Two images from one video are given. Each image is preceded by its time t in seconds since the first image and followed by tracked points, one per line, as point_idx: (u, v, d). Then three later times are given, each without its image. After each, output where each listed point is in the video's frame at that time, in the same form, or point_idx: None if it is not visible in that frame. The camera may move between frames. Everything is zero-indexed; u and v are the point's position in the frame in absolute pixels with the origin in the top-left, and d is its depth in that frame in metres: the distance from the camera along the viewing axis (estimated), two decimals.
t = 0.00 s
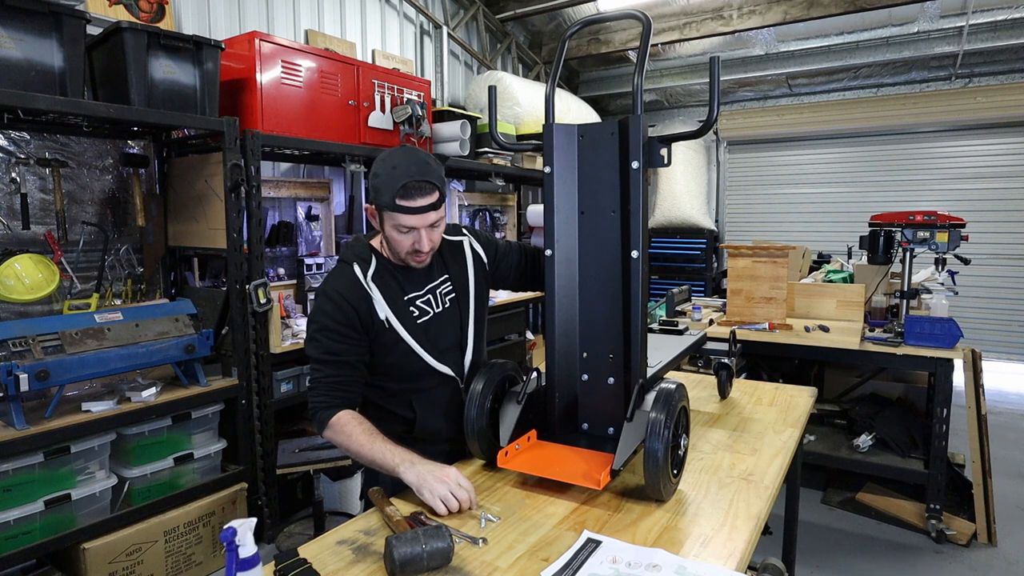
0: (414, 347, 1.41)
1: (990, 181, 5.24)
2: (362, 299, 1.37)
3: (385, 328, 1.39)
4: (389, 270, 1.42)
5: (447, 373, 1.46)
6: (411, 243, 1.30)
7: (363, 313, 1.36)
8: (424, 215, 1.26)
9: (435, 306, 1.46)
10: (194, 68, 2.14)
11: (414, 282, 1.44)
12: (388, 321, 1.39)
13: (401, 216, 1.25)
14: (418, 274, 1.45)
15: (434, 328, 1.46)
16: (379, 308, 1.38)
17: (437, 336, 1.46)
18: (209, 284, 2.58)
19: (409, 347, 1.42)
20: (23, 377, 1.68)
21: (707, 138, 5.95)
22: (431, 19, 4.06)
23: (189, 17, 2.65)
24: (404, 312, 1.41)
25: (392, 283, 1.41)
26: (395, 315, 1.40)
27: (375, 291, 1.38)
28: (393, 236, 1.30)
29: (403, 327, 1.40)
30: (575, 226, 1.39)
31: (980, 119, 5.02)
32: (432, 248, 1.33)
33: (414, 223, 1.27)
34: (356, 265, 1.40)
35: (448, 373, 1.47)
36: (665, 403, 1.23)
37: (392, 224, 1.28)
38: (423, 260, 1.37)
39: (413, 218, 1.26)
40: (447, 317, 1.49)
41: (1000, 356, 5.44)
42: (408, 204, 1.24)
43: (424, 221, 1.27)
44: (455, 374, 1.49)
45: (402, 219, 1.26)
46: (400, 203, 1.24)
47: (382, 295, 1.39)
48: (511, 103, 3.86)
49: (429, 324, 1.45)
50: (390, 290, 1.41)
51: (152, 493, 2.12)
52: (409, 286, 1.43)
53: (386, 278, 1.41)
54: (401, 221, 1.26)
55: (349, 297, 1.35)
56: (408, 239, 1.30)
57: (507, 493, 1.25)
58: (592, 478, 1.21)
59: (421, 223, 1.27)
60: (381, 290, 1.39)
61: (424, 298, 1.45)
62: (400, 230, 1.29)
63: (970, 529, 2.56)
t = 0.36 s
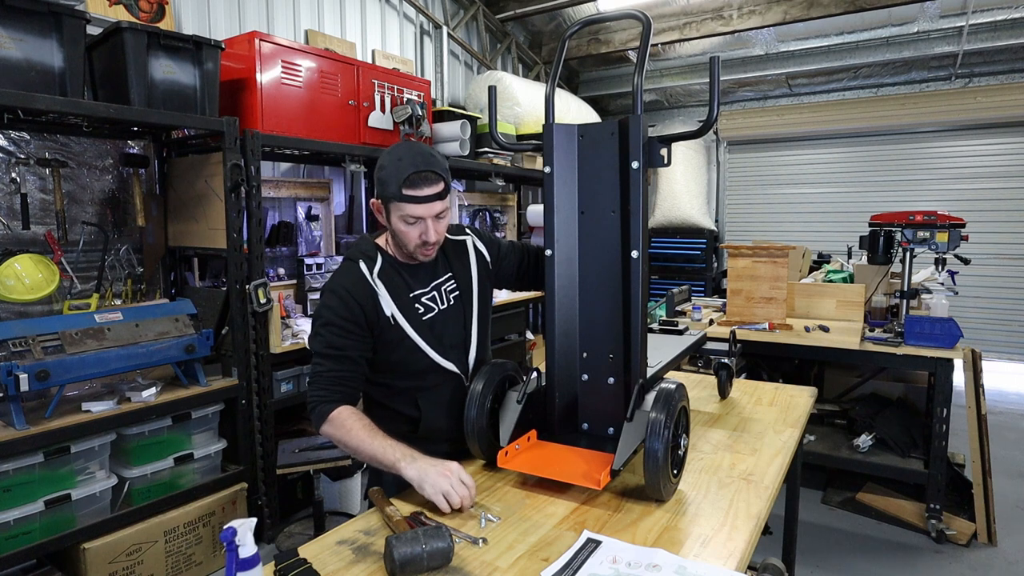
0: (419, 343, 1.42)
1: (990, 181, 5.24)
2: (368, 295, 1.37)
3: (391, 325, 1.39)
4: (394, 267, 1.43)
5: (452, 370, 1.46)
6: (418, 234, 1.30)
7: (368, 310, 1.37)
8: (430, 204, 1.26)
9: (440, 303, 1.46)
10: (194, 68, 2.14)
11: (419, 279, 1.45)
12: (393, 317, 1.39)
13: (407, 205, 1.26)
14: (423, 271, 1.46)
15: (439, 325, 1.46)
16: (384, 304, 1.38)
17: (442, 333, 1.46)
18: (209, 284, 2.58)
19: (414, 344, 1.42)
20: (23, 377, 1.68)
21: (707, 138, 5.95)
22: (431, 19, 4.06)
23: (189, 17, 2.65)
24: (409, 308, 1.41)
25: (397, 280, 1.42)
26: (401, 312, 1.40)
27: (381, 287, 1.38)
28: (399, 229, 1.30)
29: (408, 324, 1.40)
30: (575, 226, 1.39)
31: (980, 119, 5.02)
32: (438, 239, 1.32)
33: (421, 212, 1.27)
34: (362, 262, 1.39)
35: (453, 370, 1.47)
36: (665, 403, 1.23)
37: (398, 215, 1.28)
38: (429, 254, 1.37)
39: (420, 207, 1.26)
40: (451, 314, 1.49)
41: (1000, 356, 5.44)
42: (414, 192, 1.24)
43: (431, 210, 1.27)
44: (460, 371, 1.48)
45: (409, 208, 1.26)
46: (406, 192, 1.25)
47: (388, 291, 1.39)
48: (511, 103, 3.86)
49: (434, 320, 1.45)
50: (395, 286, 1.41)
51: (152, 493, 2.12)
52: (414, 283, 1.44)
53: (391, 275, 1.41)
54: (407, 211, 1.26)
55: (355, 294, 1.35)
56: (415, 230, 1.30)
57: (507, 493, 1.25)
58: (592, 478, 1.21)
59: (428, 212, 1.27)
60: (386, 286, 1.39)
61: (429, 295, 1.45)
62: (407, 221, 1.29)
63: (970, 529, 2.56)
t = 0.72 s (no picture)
0: (421, 340, 1.42)
1: (990, 180, 5.23)
2: (372, 290, 1.36)
3: (393, 321, 1.39)
4: (395, 264, 1.43)
5: (453, 368, 1.46)
6: (404, 209, 1.34)
7: (373, 305, 1.36)
8: (411, 175, 1.32)
9: (442, 301, 1.46)
10: (194, 68, 2.14)
11: (421, 276, 1.45)
12: (396, 314, 1.39)
13: (391, 178, 1.32)
14: (425, 269, 1.46)
15: (440, 323, 1.46)
16: (387, 301, 1.38)
17: (444, 332, 1.46)
18: (209, 284, 2.58)
19: (416, 341, 1.42)
20: (23, 377, 1.68)
21: (708, 138, 5.95)
22: (431, 19, 4.06)
23: (189, 17, 2.65)
24: (411, 305, 1.41)
25: (400, 277, 1.41)
26: (403, 309, 1.40)
27: (384, 284, 1.38)
28: (387, 208, 1.35)
29: (411, 321, 1.40)
30: (575, 226, 1.40)
31: (980, 119, 5.02)
32: (424, 213, 1.34)
33: (404, 184, 1.33)
34: (365, 258, 1.39)
35: (453, 369, 1.47)
36: (665, 403, 1.23)
37: (385, 191, 1.34)
38: (421, 237, 1.37)
39: (402, 177, 1.32)
40: (453, 312, 1.49)
41: (1000, 356, 5.44)
42: (396, 163, 1.32)
43: (413, 181, 1.33)
44: (460, 370, 1.49)
45: (393, 181, 1.32)
46: (389, 166, 1.33)
47: (391, 287, 1.39)
48: (511, 103, 3.86)
49: (436, 318, 1.45)
50: (398, 283, 1.41)
51: (152, 493, 2.12)
52: (416, 280, 1.44)
53: (394, 272, 1.41)
54: (391, 184, 1.33)
55: (360, 288, 1.34)
56: (401, 206, 1.34)
57: (507, 493, 1.25)
58: (592, 478, 1.21)
59: (410, 183, 1.32)
60: (389, 283, 1.39)
61: (430, 292, 1.45)
62: (393, 197, 1.34)
63: (970, 529, 2.56)
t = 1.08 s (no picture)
0: (419, 339, 1.42)
1: (990, 180, 5.23)
2: (372, 289, 1.36)
3: (392, 320, 1.39)
4: (395, 263, 1.43)
5: (451, 368, 1.46)
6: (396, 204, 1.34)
7: (372, 303, 1.36)
8: (401, 168, 1.33)
9: (441, 300, 1.46)
10: (194, 68, 2.14)
11: (421, 276, 1.45)
12: (394, 312, 1.39)
13: (383, 172, 1.34)
14: (424, 269, 1.46)
15: (439, 322, 1.46)
16: (386, 299, 1.38)
17: (443, 331, 1.46)
18: (209, 284, 2.58)
19: (416, 340, 1.42)
20: (23, 377, 1.68)
21: (707, 138, 5.95)
22: (431, 19, 4.06)
23: (189, 17, 2.65)
24: (410, 304, 1.41)
25: (399, 276, 1.42)
26: (402, 308, 1.40)
27: (383, 282, 1.38)
28: (381, 203, 1.36)
29: (409, 320, 1.40)
30: (575, 226, 1.40)
31: (980, 119, 5.02)
32: (415, 206, 1.34)
33: (395, 178, 1.34)
34: (365, 258, 1.39)
35: (452, 369, 1.46)
36: (665, 403, 1.23)
37: (378, 186, 1.36)
38: (415, 231, 1.37)
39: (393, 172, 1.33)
40: (452, 312, 1.49)
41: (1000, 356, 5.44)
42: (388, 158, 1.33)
43: (403, 174, 1.33)
44: (459, 369, 1.48)
45: (384, 175, 1.34)
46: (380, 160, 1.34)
47: (390, 286, 1.39)
48: (511, 103, 3.86)
49: (435, 317, 1.45)
50: (397, 282, 1.41)
51: (152, 493, 2.12)
52: (416, 280, 1.44)
53: (393, 271, 1.41)
54: (383, 179, 1.34)
55: (360, 287, 1.34)
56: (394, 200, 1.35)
57: (507, 493, 1.25)
58: (592, 479, 1.21)
59: (401, 177, 1.33)
60: (389, 282, 1.39)
61: (430, 292, 1.45)
62: (385, 191, 1.35)
63: (970, 529, 2.56)
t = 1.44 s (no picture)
0: (417, 337, 1.41)
1: (991, 180, 5.23)
2: (371, 287, 1.36)
3: (390, 319, 1.39)
4: (392, 262, 1.43)
5: (447, 366, 1.46)
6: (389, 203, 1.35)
7: (372, 301, 1.36)
8: (391, 166, 1.34)
9: (439, 299, 1.46)
10: (194, 68, 2.14)
11: (418, 275, 1.45)
12: (394, 311, 1.39)
13: (374, 172, 1.35)
14: (422, 268, 1.47)
15: (436, 321, 1.46)
16: (385, 297, 1.38)
17: (440, 330, 1.46)
18: (209, 284, 2.58)
19: (414, 339, 1.42)
20: (23, 377, 1.68)
21: (707, 138, 5.95)
22: (431, 19, 4.06)
23: (189, 17, 2.65)
24: (408, 304, 1.41)
25: (397, 275, 1.42)
26: (400, 307, 1.40)
27: (382, 280, 1.38)
28: (375, 203, 1.37)
29: (407, 319, 1.40)
30: (575, 226, 1.40)
31: (980, 119, 5.02)
32: (408, 204, 1.35)
33: (386, 177, 1.35)
34: (363, 256, 1.39)
35: (450, 368, 1.47)
36: (665, 403, 1.23)
37: (371, 187, 1.36)
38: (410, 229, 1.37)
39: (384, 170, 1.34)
40: (450, 311, 1.49)
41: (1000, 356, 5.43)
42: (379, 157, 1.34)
43: (393, 173, 1.34)
44: (456, 368, 1.48)
45: (375, 174, 1.34)
46: (371, 161, 1.35)
47: (388, 284, 1.39)
48: (511, 103, 3.86)
49: (432, 316, 1.45)
50: (395, 281, 1.41)
51: (152, 493, 2.12)
52: (413, 279, 1.44)
53: (391, 270, 1.41)
54: (375, 179, 1.35)
55: (360, 285, 1.34)
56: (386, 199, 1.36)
57: (506, 493, 1.25)
58: (592, 479, 1.21)
59: (392, 176, 1.34)
60: (387, 281, 1.39)
61: (428, 291, 1.45)
62: (378, 191, 1.36)
63: (970, 529, 2.56)
